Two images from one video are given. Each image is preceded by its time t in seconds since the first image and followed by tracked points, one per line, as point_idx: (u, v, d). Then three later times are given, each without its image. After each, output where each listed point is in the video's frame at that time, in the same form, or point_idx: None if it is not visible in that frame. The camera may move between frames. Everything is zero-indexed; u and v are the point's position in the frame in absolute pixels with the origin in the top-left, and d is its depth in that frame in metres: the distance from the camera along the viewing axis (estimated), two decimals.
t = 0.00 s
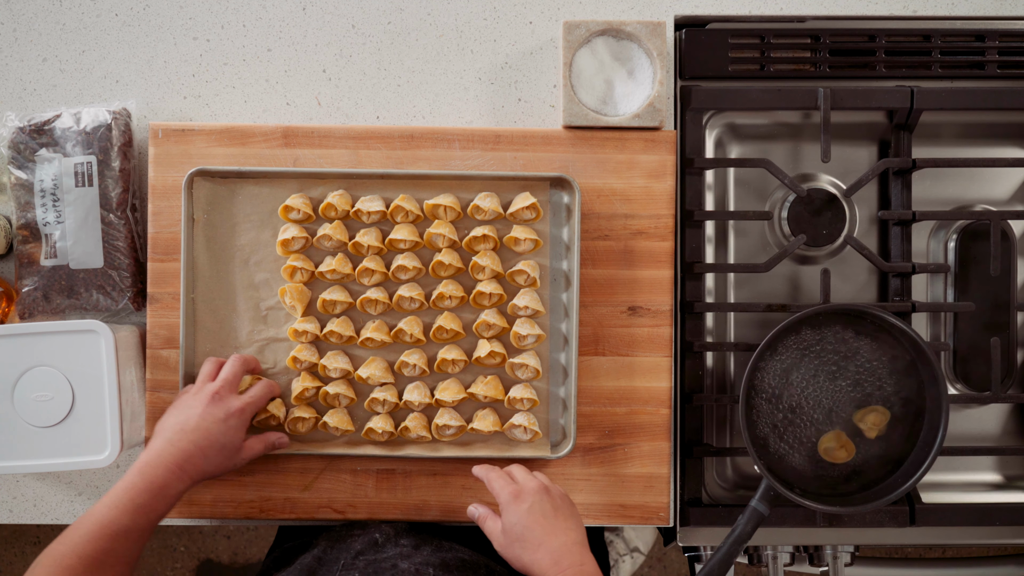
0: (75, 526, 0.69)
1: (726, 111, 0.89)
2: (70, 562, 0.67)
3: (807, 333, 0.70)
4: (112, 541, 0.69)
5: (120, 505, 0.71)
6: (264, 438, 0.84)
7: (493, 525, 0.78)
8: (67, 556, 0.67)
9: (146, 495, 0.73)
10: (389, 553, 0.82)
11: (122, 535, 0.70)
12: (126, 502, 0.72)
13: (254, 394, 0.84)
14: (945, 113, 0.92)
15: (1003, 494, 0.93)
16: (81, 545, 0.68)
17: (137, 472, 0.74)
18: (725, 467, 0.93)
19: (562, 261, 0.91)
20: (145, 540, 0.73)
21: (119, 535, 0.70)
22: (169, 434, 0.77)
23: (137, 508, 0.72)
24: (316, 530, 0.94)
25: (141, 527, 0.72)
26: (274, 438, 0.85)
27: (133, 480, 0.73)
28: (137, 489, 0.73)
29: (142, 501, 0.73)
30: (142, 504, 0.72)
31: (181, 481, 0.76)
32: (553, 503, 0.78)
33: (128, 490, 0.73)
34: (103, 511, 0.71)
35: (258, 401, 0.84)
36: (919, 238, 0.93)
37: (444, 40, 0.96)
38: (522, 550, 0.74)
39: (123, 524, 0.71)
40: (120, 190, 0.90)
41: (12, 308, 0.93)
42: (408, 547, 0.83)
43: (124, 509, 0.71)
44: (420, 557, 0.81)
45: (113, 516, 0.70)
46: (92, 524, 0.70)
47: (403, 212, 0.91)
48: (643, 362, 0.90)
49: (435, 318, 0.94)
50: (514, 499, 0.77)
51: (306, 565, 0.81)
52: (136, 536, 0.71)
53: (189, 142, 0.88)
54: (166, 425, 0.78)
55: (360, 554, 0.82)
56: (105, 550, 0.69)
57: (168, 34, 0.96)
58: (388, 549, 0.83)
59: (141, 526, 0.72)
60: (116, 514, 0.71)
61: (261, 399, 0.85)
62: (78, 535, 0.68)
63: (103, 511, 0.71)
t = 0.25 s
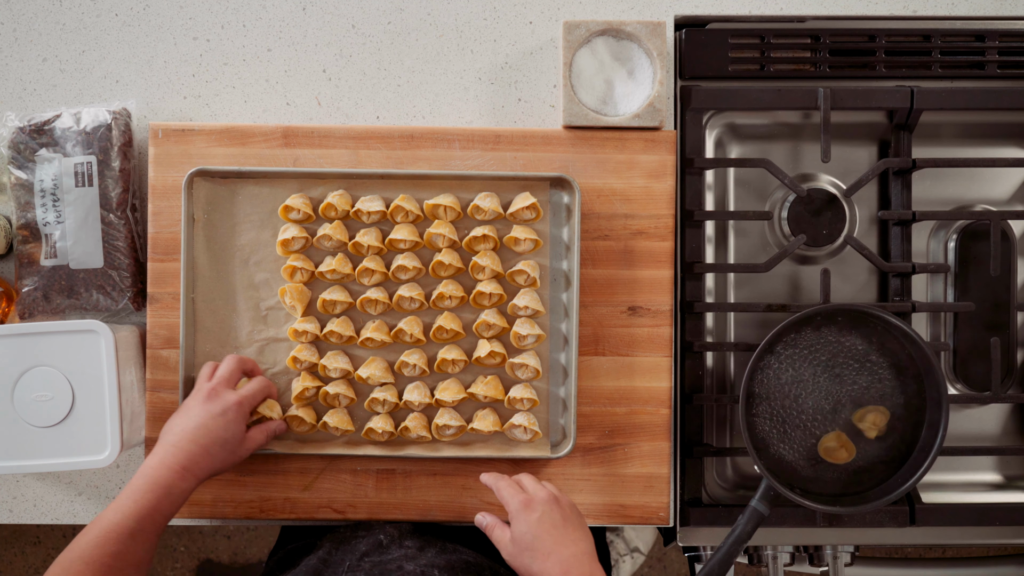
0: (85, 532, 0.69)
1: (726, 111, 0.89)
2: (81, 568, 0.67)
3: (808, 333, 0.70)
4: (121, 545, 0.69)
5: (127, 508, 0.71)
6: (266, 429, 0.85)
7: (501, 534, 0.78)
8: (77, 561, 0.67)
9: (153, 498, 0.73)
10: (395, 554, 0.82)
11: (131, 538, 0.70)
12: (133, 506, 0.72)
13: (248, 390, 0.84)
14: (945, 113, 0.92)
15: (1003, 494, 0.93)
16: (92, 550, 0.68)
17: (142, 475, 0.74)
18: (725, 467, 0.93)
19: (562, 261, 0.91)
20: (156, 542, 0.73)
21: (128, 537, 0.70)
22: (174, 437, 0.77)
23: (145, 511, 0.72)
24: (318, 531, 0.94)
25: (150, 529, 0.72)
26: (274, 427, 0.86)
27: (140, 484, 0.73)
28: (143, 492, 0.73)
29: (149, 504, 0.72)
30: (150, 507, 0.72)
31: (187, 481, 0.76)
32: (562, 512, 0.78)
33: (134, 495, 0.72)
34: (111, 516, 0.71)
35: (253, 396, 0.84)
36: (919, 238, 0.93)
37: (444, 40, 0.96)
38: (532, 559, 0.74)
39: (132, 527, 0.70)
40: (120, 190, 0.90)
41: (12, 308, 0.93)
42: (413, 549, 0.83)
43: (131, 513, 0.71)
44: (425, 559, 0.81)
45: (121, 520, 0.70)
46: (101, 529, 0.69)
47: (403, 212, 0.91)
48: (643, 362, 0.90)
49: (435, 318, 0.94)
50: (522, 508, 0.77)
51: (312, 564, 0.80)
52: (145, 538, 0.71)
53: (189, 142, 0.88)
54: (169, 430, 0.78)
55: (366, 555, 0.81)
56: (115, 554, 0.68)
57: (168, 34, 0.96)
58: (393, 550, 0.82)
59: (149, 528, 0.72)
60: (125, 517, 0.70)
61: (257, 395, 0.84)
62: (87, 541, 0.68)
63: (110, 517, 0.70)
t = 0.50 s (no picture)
0: (87, 539, 0.69)
1: (726, 111, 0.89)
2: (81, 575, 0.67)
3: (807, 334, 0.70)
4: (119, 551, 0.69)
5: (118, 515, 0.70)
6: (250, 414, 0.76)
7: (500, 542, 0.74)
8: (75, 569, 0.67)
9: (144, 504, 0.71)
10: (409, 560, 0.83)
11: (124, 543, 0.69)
12: (124, 510, 0.71)
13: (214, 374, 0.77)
14: (945, 113, 0.92)
15: (1003, 494, 0.93)
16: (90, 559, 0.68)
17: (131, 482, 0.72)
18: (725, 467, 0.93)
19: (562, 261, 0.91)
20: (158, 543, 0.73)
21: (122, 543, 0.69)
22: (160, 436, 0.74)
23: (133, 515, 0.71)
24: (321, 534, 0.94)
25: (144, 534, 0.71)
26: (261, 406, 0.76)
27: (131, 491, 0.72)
28: (133, 497, 0.71)
29: (139, 508, 0.71)
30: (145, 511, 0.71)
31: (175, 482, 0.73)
32: (574, 524, 0.77)
33: (125, 498, 0.71)
34: (105, 524, 0.70)
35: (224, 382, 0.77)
36: (919, 238, 0.93)
37: (444, 40, 0.96)
38: (546, 566, 0.72)
39: (124, 531, 0.70)
40: (120, 190, 0.90)
41: (12, 308, 0.93)
42: (427, 555, 0.84)
43: (123, 520, 0.70)
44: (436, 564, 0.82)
45: (113, 526, 0.70)
46: (95, 539, 0.69)
47: (403, 212, 0.91)
48: (643, 362, 0.90)
49: (435, 318, 0.94)
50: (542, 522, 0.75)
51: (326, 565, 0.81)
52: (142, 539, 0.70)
53: (189, 142, 0.88)
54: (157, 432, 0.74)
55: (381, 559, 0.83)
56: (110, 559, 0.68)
57: (168, 34, 0.96)
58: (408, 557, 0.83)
59: (140, 532, 0.70)
60: (119, 517, 0.70)
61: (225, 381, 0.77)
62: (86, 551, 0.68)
63: (103, 528, 0.70)
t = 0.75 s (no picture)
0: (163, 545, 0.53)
1: (726, 111, 0.89)
2: None
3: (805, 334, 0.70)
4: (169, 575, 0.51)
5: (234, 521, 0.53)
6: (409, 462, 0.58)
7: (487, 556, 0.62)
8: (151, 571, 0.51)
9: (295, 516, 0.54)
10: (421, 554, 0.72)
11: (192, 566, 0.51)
12: (232, 525, 0.52)
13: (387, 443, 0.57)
14: (945, 113, 0.92)
15: (1003, 494, 0.93)
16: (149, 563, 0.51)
17: (284, 496, 0.54)
18: (725, 467, 0.93)
19: (562, 261, 0.91)
20: None
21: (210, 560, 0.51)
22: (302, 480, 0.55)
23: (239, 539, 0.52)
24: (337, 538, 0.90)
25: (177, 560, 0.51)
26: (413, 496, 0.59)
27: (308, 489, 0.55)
28: (270, 514, 0.53)
29: (236, 533, 0.52)
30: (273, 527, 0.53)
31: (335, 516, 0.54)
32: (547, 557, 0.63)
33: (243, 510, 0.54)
34: (213, 526, 0.52)
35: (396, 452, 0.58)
36: (919, 238, 0.93)
37: (444, 40, 0.96)
38: None
39: (230, 537, 0.52)
40: (120, 190, 0.90)
41: (12, 308, 0.93)
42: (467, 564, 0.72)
43: (222, 529, 0.52)
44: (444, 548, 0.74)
45: (197, 539, 0.52)
46: (155, 552, 0.52)
47: (403, 212, 0.91)
48: (643, 362, 0.90)
49: (435, 318, 0.94)
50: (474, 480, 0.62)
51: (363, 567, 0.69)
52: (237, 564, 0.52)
53: (189, 142, 0.88)
54: (306, 459, 0.58)
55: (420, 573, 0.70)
56: None
57: (168, 34, 0.96)
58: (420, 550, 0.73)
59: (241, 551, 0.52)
60: (235, 525, 0.52)
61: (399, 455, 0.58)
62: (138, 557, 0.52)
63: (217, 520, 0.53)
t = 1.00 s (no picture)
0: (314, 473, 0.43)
1: (726, 111, 0.89)
2: (285, 500, 0.41)
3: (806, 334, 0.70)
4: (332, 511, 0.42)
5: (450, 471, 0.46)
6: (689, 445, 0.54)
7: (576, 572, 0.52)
8: (296, 494, 0.42)
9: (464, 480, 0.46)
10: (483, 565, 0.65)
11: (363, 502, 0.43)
12: (464, 474, 0.46)
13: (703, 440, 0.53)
14: (945, 113, 0.92)
15: (1003, 494, 0.93)
16: (289, 487, 0.42)
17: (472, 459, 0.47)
18: (725, 467, 0.93)
19: (562, 261, 0.91)
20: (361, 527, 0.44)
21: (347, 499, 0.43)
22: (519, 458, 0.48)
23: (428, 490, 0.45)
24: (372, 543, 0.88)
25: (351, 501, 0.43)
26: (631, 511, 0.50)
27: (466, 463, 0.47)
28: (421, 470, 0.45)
29: (467, 487, 0.46)
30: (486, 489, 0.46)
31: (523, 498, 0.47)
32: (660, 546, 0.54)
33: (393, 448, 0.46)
34: (427, 476, 0.45)
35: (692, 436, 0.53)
36: (919, 238, 0.93)
37: (444, 40, 0.96)
38: None
39: (413, 501, 0.45)
40: (120, 190, 0.90)
41: (11, 308, 0.93)
42: None
43: (444, 483, 0.45)
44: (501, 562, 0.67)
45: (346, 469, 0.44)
46: (320, 463, 0.44)
47: (403, 212, 0.91)
48: (643, 362, 0.90)
49: (435, 318, 0.94)
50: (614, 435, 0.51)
51: None
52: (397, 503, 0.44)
53: (190, 142, 0.88)
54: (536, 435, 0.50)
55: None
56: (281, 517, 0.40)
57: (169, 34, 0.96)
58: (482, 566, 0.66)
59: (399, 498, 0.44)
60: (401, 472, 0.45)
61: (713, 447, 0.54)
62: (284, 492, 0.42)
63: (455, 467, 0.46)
